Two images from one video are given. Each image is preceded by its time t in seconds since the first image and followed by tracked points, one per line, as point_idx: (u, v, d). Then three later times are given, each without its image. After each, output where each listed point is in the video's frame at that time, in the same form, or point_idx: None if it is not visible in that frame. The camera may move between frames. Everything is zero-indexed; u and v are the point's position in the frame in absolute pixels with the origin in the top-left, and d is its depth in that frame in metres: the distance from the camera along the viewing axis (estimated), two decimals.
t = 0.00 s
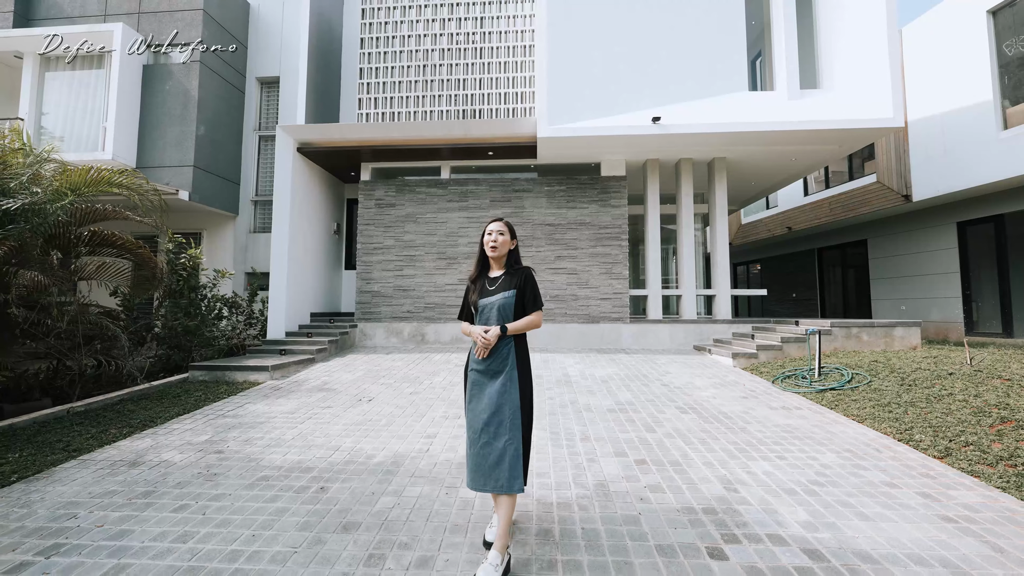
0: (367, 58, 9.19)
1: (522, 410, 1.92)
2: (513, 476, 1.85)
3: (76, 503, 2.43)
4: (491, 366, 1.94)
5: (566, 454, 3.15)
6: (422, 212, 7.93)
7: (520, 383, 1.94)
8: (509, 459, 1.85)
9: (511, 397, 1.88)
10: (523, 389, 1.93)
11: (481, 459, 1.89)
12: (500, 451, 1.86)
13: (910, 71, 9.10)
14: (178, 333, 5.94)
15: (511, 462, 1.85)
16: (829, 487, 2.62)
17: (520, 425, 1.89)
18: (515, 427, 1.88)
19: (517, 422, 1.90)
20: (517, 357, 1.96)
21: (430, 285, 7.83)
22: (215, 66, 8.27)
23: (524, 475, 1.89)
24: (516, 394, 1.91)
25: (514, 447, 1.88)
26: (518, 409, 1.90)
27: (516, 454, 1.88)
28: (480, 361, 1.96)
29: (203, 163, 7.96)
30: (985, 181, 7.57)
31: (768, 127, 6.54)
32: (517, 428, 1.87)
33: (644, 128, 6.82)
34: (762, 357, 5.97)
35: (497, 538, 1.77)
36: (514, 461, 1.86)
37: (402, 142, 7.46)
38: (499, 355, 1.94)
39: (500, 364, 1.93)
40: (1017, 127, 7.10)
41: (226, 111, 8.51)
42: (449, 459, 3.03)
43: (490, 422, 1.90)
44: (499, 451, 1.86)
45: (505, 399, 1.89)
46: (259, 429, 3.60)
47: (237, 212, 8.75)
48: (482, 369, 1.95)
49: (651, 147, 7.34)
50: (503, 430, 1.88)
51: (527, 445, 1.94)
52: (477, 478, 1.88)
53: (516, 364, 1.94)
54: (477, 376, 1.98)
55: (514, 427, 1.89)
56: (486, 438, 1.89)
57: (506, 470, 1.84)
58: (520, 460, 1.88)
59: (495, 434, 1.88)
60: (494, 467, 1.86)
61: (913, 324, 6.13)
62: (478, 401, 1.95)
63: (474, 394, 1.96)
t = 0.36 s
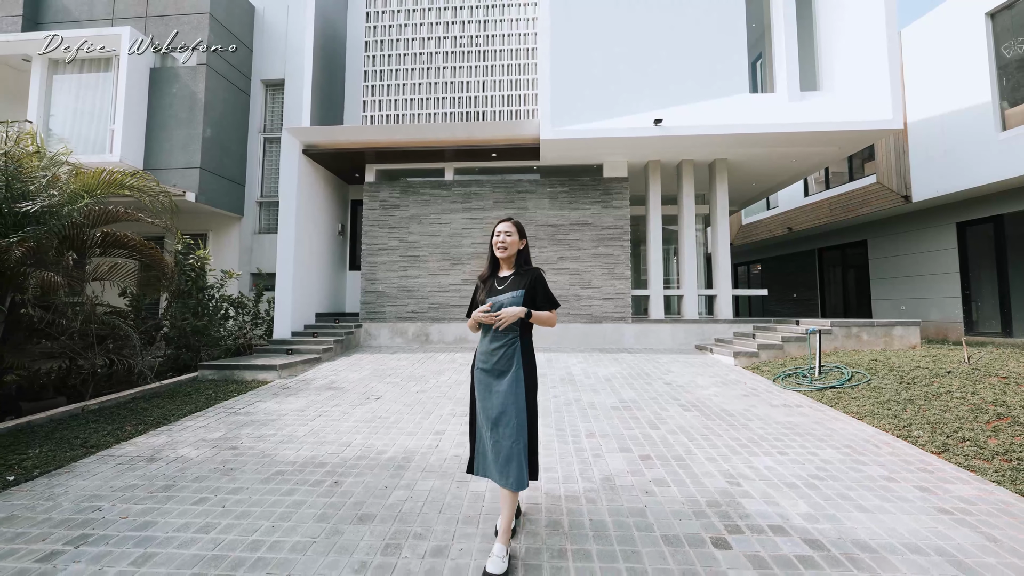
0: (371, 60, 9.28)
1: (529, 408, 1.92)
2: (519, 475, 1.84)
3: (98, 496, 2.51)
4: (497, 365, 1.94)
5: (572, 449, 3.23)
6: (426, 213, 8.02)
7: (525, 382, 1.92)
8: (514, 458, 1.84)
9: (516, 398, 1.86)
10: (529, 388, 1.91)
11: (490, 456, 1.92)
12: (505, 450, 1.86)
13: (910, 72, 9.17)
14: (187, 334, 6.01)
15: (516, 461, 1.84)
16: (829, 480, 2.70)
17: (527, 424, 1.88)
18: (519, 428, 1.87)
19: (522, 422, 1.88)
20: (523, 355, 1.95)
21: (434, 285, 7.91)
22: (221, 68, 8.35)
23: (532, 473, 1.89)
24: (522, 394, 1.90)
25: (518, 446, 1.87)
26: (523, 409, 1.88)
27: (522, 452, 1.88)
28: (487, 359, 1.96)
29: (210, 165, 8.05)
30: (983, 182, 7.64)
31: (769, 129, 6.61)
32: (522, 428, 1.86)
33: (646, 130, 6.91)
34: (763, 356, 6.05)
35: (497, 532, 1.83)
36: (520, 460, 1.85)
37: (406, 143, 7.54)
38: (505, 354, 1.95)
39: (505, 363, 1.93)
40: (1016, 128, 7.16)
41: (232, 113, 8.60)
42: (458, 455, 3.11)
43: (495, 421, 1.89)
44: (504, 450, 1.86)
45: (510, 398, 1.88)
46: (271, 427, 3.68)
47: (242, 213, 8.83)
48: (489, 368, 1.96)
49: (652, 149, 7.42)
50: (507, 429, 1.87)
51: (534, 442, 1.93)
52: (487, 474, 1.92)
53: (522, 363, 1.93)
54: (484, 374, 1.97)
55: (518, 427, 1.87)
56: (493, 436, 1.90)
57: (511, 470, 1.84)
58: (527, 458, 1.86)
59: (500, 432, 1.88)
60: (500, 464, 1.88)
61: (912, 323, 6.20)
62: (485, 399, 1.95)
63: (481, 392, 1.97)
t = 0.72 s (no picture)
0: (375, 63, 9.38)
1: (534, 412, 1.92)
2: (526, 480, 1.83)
3: (117, 490, 2.58)
4: (500, 370, 1.94)
5: (577, 446, 3.29)
6: (430, 214, 8.10)
7: (530, 386, 1.92)
8: (521, 462, 1.84)
9: (521, 401, 1.86)
10: (534, 392, 1.91)
11: (497, 462, 1.91)
12: (511, 455, 1.85)
13: (910, 74, 9.23)
14: (194, 334, 6.08)
15: (523, 465, 1.84)
16: (828, 475, 2.76)
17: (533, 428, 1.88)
18: (523, 432, 1.86)
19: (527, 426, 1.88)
20: (527, 359, 1.95)
21: (438, 285, 7.99)
22: (226, 71, 8.43)
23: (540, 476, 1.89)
24: (527, 398, 1.90)
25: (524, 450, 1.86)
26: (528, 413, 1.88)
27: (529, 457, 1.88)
28: (491, 364, 1.95)
29: (215, 167, 8.13)
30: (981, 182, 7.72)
31: (768, 130, 6.69)
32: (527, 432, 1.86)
33: (647, 131, 6.99)
34: (764, 355, 6.12)
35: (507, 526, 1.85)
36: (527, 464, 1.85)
37: (410, 145, 7.61)
38: (508, 358, 1.94)
39: (509, 367, 1.93)
40: (1015, 130, 7.22)
41: (237, 115, 8.69)
42: (465, 450, 3.18)
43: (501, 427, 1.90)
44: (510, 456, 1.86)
45: (514, 403, 1.87)
46: (281, 424, 3.75)
47: (247, 214, 8.92)
48: (493, 373, 1.96)
49: (654, 150, 7.49)
50: (511, 435, 1.86)
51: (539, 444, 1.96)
52: (493, 480, 1.92)
53: (526, 367, 1.94)
54: (488, 380, 1.97)
55: (523, 432, 1.86)
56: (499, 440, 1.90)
57: (518, 475, 1.83)
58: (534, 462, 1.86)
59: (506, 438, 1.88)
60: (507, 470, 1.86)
61: (911, 323, 6.27)
62: (489, 404, 1.95)
63: (485, 398, 1.96)
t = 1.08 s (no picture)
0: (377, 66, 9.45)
1: (541, 416, 1.89)
2: (531, 486, 1.80)
3: (128, 487, 2.63)
4: (507, 372, 1.88)
5: (579, 444, 3.33)
6: (432, 216, 8.15)
7: (538, 391, 1.88)
8: (528, 467, 1.80)
9: (531, 404, 1.84)
10: (541, 397, 1.88)
11: (501, 470, 1.82)
12: (517, 459, 1.81)
13: (909, 75, 9.28)
14: (199, 334, 6.14)
15: (529, 470, 1.81)
16: (827, 472, 2.80)
17: (541, 432, 1.85)
18: (532, 436, 1.83)
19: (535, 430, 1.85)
20: (534, 363, 1.92)
21: (440, 286, 8.04)
22: (230, 74, 8.50)
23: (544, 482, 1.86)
24: (535, 401, 1.87)
25: (533, 454, 1.82)
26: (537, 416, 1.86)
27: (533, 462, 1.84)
28: (496, 367, 1.90)
29: (219, 169, 8.19)
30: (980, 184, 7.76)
31: (768, 132, 6.73)
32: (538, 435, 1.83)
33: (648, 133, 7.03)
34: (764, 355, 6.16)
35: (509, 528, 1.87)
36: (533, 468, 1.82)
37: (412, 147, 7.66)
38: (515, 361, 1.89)
39: (517, 370, 1.87)
40: (1015, 131, 7.26)
41: (240, 118, 8.76)
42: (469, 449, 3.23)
43: (507, 432, 1.84)
44: (520, 460, 1.81)
45: (523, 406, 1.84)
46: (287, 423, 3.80)
47: (250, 216, 8.98)
48: (497, 375, 1.89)
49: (655, 152, 7.53)
50: (520, 439, 1.82)
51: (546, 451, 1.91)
52: (487, 491, 1.81)
53: (533, 370, 1.91)
54: (492, 384, 1.90)
55: (532, 435, 1.83)
56: (505, 446, 1.84)
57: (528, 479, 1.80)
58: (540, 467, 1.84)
59: (514, 442, 1.83)
60: (511, 476, 1.81)
61: (911, 323, 6.30)
62: (493, 410, 1.87)
63: (487, 402, 1.87)
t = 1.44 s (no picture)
0: (380, 70, 9.55)
1: (535, 417, 1.87)
2: (526, 487, 1.79)
3: (141, 484, 2.70)
4: (501, 376, 1.81)
5: (580, 442, 3.39)
6: (434, 218, 8.23)
7: (533, 392, 1.85)
8: (524, 468, 1.79)
9: (529, 407, 1.80)
10: (536, 397, 1.84)
11: (498, 473, 1.79)
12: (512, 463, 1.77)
13: (908, 78, 9.35)
14: (204, 335, 6.21)
15: (524, 471, 1.79)
16: (824, 470, 2.85)
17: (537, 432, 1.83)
18: (529, 437, 1.81)
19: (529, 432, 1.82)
20: (529, 364, 1.86)
21: (442, 288, 8.10)
22: (235, 78, 8.60)
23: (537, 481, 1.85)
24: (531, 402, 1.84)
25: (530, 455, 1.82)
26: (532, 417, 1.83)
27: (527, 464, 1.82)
28: (490, 371, 1.81)
29: (224, 171, 8.28)
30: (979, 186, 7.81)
31: (767, 135, 6.79)
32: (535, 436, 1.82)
33: (648, 136, 7.08)
34: (764, 356, 6.20)
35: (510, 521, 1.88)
36: (528, 469, 1.81)
37: (415, 150, 7.74)
38: (512, 364, 1.81)
39: (513, 373, 1.81)
40: (1013, 133, 7.31)
41: (245, 121, 8.86)
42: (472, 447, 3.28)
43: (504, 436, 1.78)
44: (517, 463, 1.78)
45: (520, 410, 1.79)
46: (293, 422, 3.87)
47: (255, 218, 9.07)
48: (491, 379, 1.82)
49: (655, 154, 7.59)
50: (517, 441, 1.79)
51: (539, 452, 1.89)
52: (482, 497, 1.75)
53: (529, 371, 1.86)
54: (485, 387, 1.82)
55: (529, 436, 1.81)
56: (502, 449, 1.79)
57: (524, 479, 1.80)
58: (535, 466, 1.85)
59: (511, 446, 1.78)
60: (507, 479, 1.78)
61: (910, 324, 6.34)
62: (487, 414, 1.79)
63: (481, 406, 1.79)
